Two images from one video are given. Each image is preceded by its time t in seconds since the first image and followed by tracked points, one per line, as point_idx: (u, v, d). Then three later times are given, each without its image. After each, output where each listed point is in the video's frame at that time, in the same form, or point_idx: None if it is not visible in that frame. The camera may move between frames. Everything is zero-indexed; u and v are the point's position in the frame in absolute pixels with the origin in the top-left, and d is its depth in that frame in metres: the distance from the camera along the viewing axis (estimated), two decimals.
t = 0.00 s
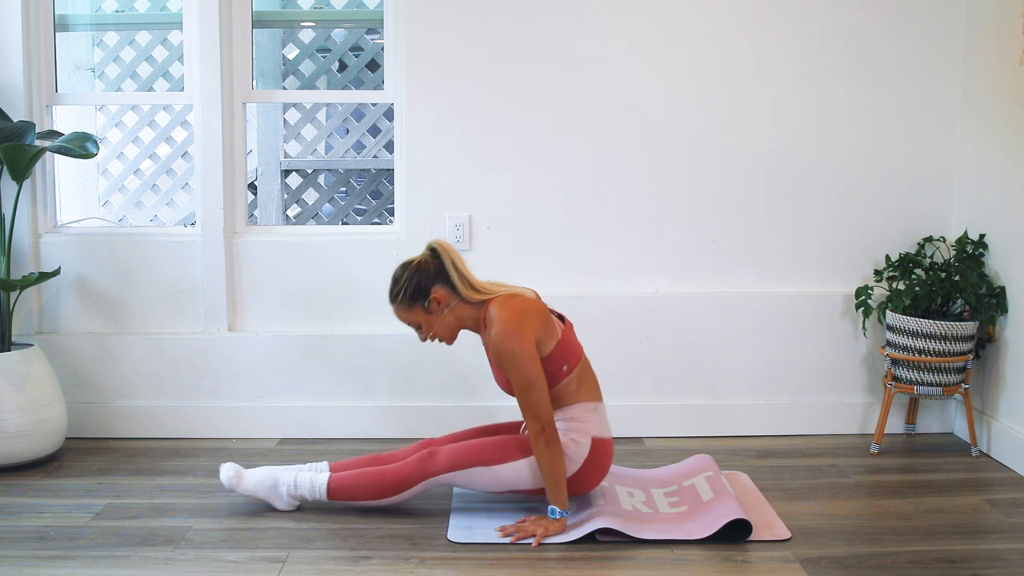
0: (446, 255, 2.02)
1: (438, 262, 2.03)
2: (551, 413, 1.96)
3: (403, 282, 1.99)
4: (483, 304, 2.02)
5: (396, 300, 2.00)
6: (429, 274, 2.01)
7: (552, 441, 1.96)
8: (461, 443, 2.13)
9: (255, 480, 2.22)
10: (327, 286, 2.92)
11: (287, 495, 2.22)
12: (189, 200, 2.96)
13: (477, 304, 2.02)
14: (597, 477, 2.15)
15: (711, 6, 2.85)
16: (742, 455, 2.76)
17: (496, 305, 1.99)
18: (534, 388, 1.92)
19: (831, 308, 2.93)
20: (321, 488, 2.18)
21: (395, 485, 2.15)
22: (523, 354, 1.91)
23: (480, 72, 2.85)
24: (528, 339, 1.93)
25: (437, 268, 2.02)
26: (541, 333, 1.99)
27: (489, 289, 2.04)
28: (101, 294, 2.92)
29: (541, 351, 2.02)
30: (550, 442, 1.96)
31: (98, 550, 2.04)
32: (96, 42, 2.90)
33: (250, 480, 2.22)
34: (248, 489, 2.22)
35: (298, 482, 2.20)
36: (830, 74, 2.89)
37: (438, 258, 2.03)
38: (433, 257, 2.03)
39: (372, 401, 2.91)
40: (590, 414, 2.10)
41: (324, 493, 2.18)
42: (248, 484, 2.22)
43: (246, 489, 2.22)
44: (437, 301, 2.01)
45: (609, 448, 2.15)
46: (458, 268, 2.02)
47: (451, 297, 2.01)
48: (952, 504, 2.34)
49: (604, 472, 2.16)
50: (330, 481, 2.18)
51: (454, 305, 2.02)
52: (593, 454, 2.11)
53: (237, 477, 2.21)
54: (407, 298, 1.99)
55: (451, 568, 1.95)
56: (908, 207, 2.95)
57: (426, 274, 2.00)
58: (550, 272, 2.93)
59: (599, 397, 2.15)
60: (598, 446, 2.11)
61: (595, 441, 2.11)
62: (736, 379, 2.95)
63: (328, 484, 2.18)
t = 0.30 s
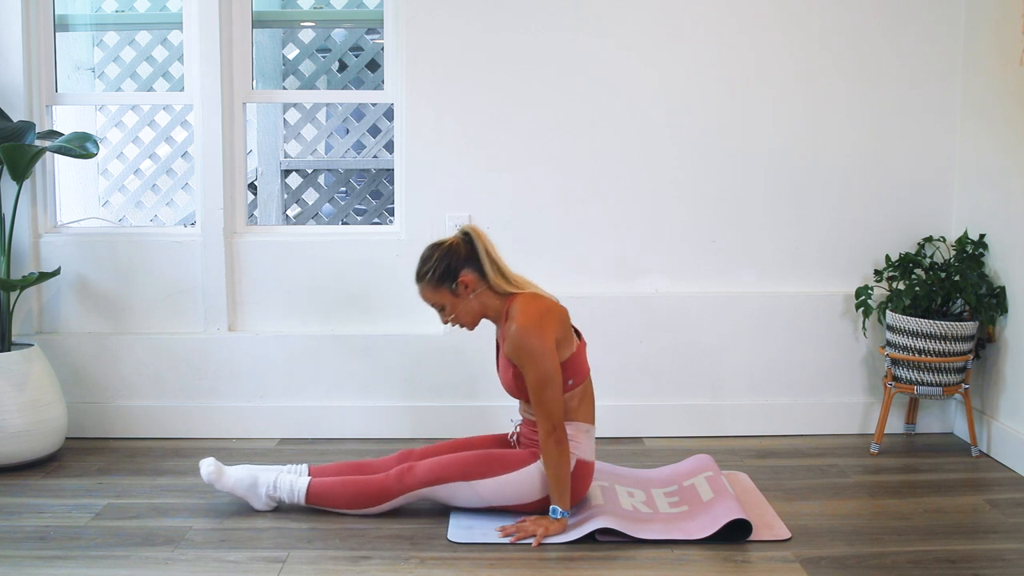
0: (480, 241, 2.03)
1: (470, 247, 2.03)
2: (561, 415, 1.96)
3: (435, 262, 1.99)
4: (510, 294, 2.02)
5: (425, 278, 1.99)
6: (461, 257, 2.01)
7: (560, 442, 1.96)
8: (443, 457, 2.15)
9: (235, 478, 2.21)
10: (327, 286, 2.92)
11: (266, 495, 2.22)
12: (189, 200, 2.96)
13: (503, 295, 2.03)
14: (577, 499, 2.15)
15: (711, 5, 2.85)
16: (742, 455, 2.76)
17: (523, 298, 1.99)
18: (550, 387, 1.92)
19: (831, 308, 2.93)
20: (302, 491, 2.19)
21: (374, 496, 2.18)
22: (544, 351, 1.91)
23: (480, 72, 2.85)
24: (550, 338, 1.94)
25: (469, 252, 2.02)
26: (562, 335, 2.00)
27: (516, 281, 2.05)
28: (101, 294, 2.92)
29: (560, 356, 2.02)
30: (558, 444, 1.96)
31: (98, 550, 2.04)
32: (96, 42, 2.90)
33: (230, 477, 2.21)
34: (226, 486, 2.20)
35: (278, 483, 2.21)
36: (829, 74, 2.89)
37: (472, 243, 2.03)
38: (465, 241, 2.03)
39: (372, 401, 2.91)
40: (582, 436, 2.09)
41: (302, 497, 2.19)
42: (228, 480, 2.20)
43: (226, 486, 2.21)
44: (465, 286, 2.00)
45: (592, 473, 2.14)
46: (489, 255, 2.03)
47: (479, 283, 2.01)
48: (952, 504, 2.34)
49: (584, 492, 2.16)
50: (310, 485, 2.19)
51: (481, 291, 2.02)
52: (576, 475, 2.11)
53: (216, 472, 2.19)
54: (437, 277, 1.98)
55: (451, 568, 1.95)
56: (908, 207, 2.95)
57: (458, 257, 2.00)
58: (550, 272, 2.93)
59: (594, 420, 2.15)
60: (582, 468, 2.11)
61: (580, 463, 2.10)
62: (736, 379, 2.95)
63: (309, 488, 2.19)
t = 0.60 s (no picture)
0: (470, 246, 2.03)
1: (461, 254, 2.02)
2: (561, 414, 1.96)
3: (428, 273, 1.98)
4: (508, 295, 2.02)
5: (422, 293, 1.98)
6: (454, 264, 2.00)
7: (560, 442, 1.96)
8: (460, 454, 2.14)
9: (251, 478, 2.21)
10: (327, 286, 2.92)
11: (281, 495, 2.22)
12: (189, 200, 2.96)
13: (501, 297, 2.02)
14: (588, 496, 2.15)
15: (711, 5, 2.85)
16: (742, 456, 2.76)
17: (520, 299, 1.99)
18: (550, 386, 1.93)
19: (831, 308, 2.93)
20: (317, 491, 2.19)
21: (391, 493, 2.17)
22: (544, 349, 1.92)
23: (480, 72, 2.85)
24: (550, 336, 1.94)
25: (461, 259, 2.01)
26: (564, 331, 2.00)
27: (512, 282, 2.05)
28: (101, 294, 2.92)
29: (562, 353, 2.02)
30: (557, 443, 1.96)
31: (98, 550, 2.04)
32: (96, 42, 2.90)
33: (246, 477, 2.21)
34: (242, 486, 2.20)
35: (293, 483, 2.21)
36: (829, 74, 2.89)
37: (462, 250, 2.03)
38: (456, 249, 2.03)
39: (372, 401, 2.92)
40: (591, 430, 2.10)
41: (318, 496, 2.19)
42: (243, 480, 2.20)
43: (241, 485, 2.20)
44: (463, 292, 2.00)
45: (607, 466, 2.15)
46: (482, 260, 2.02)
47: (476, 288, 2.01)
48: (951, 504, 2.34)
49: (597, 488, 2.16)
50: (325, 484, 2.19)
51: (479, 296, 2.01)
52: (590, 471, 2.11)
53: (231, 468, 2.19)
54: (433, 288, 1.97)
55: (451, 568, 1.95)
56: (907, 206, 2.95)
57: (452, 266, 1.99)
58: (550, 272, 2.93)
59: (603, 414, 2.15)
60: (595, 464, 2.11)
61: (594, 458, 2.11)
62: (736, 379, 2.95)
63: (324, 488, 2.18)
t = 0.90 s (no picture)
0: (434, 270, 2.03)
1: (427, 278, 2.03)
2: (554, 411, 1.97)
3: (399, 306, 1.99)
4: (483, 306, 2.01)
5: (398, 326, 2.00)
6: (422, 290, 2.01)
7: (554, 440, 1.97)
8: (481, 435, 2.13)
9: (272, 481, 2.21)
10: (326, 287, 2.92)
11: (305, 494, 2.22)
12: (189, 200, 2.96)
13: (477, 309, 2.02)
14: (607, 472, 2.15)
15: (711, 6, 2.85)
16: (742, 455, 2.76)
17: (495, 307, 1.98)
18: (539, 388, 1.92)
19: (830, 308, 2.93)
20: (340, 486, 2.17)
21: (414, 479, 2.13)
22: (526, 353, 1.91)
23: (480, 72, 2.85)
24: (531, 337, 1.93)
25: (428, 284, 2.02)
26: (544, 327, 1.99)
27: (485, 292, 2.04)
28: (101, 293, 2.92)
29: (546, 347, 2.02)
30: (552, 442, 1.97)
31: (98, 550, 2.04)
32: (96, 42, 2.90)
33: (268, 481, 2.21)
34: (265, 492, 2.21)
35: (315, 481, 2.20)
36: (829, 74, 2.90)
37: (427, 275, 2.02)
38: (421, 275, 2.03)
39: (372, 401, 2.91)
40: (604, 403, 2.10)
41: (342, 492, 2.17)
42: (266, 485, 2.20)
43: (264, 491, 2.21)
44: (438, 315, 2.00)
45: (626, 437, 2.15)
46: (448, 280, 2.02)
47: (450, 308, 2.01)
48: (952, 504, 2.34)
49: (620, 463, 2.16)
50: (347, 478, 2.16)
51: (455, 314, 2.01)
52: (610, 444, 2.11)
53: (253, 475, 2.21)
54: (408, 319, 1.99)
55: (451, 568, 1.95)
56: (908, 207, 2.95)
57: (420, 292, 2.00)
58: (550, 272, 2.93)
59: (612, 385, 2.15)
60: (614, 437, 2.11)
61: (612, 430, 2.11)
62: (735, 379, 2.95)
63: (348, 482, 2.16)
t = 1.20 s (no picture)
0: (437, 264, 2.02)
1: (430, 272, 2.02)
2: (553, 412, 1.96)
3: (399, 297, 1.98)
4: (483, 305, 2.01)
5: (395, 317, 1.99)
6: (424, 284, 2.00)
7: (554, 442, 1.97)
8: (464, 445, 2.14)
9: (254, 481, 2.22)
10: (326, 286, 2.92)
11: (287, 495, 2.22)
12: (189, 200, 2.96)
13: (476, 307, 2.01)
14: (593, 484, 2.15)
15: (710, 6, 2.85)
16: (742, 456, 2.76)
17: (496, 306, 1.98)
18: (538, 387, 1.93)
19: (830, 308, 2.93)
20: (322, 488, 2.18)
21: (396, 486, 2.16)
22: (527, 352, 1.92)
23: (480, 72, 2.85)
24: (531, 337, 1.94)
25: (431, 277, 2.01)
26: (544, 329, 1.99)
27: (486, 292, 2.04)
28: (101, 293, 2.92)
29: (544, 351, 2.02)
30: (552, 443, 1.97)
31: (98, 550, 2.04)
32: (96, 42, 2.90)
33: (249, 481, 2.22)
34: (247, 491, 2.21)
35: (297, 482, 2.20)
36: (830, 74, 2.89)
37: (430, 268, 2.02)
38: (424, 268, 2.02)
39: (371, 401, 2.91)
40: (592, 416, 2.11)
41: (323, 494, 2.18)
42: (247, 484, 2.21)
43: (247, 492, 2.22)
44: (437, 310, 2.00)
45: (610, 449, 2.16)
46: (451, 276, 2.02)
47: (450, 303, 2.01)
48: (951, 504, 2.34)
49: (602, 476, 2.16)
50: (329, 481, 2.18)
51: (454, 311, 2.01)
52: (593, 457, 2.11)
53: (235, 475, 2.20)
54: (407, 312, 1.98)
55: (451, 568, 1.95)
56: (908, 207, 2.95)
57: (422, 285, 1.99)
58: (551, 273, 2.93)
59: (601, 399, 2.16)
60: (598, 449, 2.12)
61: (596, 443, 2.11)
62: (735, 379, 2.95)
63: (328, 485, 2.18)
